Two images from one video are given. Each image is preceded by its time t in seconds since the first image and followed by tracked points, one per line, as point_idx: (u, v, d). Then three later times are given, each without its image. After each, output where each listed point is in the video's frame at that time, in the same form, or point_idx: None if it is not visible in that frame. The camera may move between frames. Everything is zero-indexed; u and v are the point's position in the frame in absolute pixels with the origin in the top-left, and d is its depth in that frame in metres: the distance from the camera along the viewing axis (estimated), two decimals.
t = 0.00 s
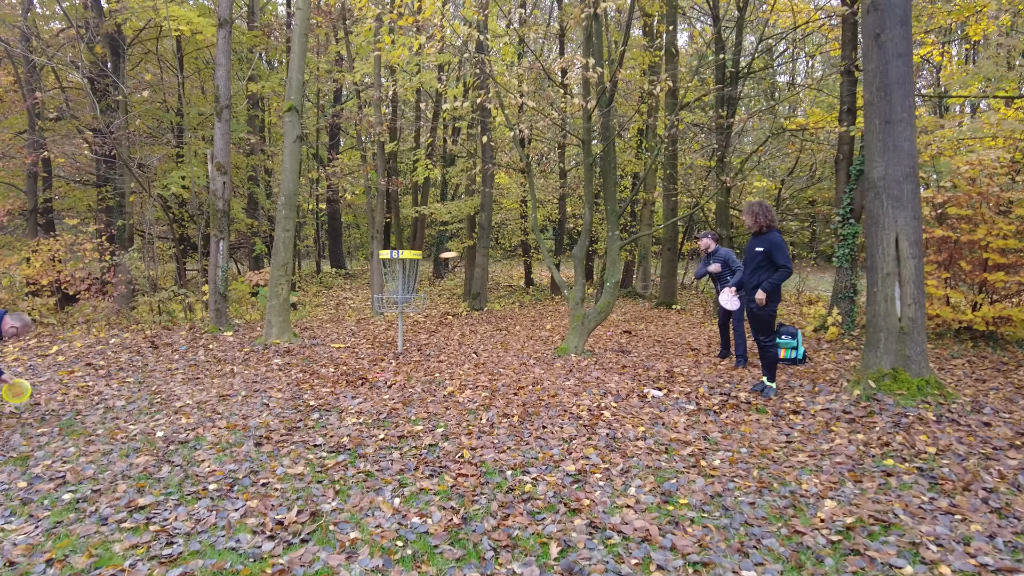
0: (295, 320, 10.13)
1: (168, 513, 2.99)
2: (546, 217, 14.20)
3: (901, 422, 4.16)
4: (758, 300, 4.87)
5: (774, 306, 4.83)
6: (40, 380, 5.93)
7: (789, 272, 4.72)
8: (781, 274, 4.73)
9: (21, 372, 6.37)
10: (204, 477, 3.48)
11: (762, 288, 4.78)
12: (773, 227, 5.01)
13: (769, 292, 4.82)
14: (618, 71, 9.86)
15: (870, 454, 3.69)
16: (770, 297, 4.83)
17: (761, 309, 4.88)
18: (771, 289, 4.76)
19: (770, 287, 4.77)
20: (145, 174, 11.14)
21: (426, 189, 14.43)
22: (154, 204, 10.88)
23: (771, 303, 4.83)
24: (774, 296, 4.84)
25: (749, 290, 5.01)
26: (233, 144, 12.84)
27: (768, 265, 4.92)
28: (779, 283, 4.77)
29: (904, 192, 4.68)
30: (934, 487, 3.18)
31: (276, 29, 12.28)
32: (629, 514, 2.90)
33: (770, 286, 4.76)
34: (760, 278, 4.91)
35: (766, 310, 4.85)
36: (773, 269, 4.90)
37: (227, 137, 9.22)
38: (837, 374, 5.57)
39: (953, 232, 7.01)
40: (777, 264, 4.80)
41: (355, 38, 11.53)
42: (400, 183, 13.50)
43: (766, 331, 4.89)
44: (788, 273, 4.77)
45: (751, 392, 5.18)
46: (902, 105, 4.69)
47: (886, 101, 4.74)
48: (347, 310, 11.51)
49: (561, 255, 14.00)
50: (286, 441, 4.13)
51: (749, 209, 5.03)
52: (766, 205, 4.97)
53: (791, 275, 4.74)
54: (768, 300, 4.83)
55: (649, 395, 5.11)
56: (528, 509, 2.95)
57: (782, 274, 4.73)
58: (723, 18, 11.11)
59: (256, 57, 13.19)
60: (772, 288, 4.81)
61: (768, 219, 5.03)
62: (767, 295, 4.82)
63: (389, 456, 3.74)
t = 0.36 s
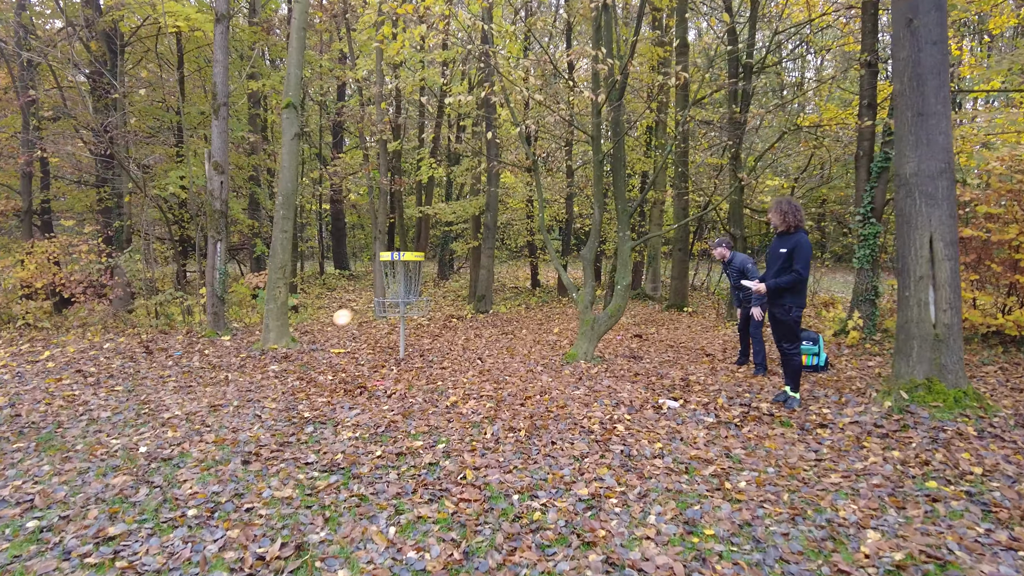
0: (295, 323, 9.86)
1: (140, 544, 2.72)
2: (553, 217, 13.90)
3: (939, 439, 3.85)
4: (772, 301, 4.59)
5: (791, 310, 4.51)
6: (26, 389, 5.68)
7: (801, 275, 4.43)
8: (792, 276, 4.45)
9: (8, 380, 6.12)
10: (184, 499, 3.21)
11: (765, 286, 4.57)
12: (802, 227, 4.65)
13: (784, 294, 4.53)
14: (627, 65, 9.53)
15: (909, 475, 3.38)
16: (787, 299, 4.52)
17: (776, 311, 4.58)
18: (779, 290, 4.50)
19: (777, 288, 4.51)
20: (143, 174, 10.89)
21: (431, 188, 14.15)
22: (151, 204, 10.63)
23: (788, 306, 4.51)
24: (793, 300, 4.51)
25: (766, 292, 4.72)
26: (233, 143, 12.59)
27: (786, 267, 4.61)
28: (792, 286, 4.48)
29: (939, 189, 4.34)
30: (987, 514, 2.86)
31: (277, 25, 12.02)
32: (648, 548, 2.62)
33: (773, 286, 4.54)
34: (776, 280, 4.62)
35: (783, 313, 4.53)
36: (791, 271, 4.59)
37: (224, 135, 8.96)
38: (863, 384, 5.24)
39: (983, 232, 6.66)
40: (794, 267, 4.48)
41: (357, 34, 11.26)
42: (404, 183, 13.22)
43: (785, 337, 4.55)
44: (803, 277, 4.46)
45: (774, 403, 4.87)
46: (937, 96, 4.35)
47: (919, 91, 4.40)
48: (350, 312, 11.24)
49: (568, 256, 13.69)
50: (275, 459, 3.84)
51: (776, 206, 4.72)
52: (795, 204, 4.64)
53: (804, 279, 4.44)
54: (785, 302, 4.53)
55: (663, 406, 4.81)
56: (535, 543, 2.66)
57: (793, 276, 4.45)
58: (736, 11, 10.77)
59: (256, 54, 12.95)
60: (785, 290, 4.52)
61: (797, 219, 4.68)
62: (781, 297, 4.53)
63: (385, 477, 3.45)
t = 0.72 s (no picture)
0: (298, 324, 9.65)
1: (120, 569, 2.50)
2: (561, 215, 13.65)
3: (978, 449, 3.60)
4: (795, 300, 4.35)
5: (817, 310, 4.25)
6: (17, 394, 5.48)
7: (828, 273, 4.19)
8: (818, 273, 4.22)
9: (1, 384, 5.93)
10: (172, 516, 3.00)
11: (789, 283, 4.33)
12: (828, 225, 4.43)
13: (809, 293, 4.28)
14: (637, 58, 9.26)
15: (951, 491, 3.12)
16: (812, 299, 4.27)
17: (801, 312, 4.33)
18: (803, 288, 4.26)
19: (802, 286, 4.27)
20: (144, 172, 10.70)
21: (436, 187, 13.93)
22: (152, 203, 10.45)
23: (814, 306, 4.26)
24: (819, 300, 4.27)
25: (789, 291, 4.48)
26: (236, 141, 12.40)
27: (811, 265, 4.38)
28: (818, 284, 4.23)
29: (977, 182, 4.05)
30: None
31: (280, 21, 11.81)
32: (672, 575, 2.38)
33: (798, 283, 4.30)
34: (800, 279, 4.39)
35: (809, 314, 4.28)
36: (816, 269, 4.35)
37: (225, 132, 8.77)
38: (890, 389, 4.98)
39: (1012, 228, 6.37)
40: (820, 264, 4.25)
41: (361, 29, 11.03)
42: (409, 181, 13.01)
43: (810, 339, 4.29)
44: (830, 275, 4.22)
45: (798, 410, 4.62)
46: (973, 84, 4.06)
47: (953, 79, 4.12)
48: (354, 313, 11.04)
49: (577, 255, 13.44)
50: (270, 471, 3.62)
51: (801, 201, 4.50)
52: (822, 199, 4.42)
53: (831, 277, 4.20)
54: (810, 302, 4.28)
55: (681, 413, 4.57)
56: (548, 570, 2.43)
57: (820, 274, 4.21)
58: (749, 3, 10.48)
59: (259, 51, 12.75)
60: (811, 289, 4.27)
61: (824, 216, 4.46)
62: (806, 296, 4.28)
63: (386, 491, 3.23)
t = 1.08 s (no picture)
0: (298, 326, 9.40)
1: None
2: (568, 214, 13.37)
3: None
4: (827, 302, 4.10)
5: (851, 313, 4.00)
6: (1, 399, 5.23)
7: (864, 273, 3.94)
8: (853, 273, 3.96)
9: None
10: (152, 539, 2.74)
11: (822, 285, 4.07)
12: (862, 222, 4.20)
13: (842, 295, 4.03)
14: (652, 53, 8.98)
15: (1008, 513, 2.83)
16: (845, 301, 4.02)
17: (832, 314, 4.08)
18: (838, 290, 4.01)
19: (836, 287, 4.01)
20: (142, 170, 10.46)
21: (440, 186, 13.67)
22: (150, 201, 10.21)
23: (847, 309, 4.02)
24: (852, 302, 4.02)
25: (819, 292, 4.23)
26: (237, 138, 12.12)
27: (845, 265, 4.13)
28: (852, 286, 3.98)
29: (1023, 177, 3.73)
30: None
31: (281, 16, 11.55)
32: None
33: (832, 286, 4.04)
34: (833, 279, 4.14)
35: (841, 317, 4.03)
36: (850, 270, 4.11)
37: (223, 128, 8.52)
38: (921, 397, 4.69)
39: None
40: (854, 264, 4.00)
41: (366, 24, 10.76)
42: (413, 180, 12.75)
43: (841, 343, 4.04)
44: (865, 276, 3.96)
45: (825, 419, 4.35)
46: (1018, 71, 3.75)
47: (996, 66, 3.81)
48: (356, 315, 10.78)
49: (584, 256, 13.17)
50: (262, 487, 3.36)
51: (833, 197, 4.26)
52: (855, 195, 4.18)
53: (866, 278, 3.95)
54: (842, 304, 4.03)
55: (701, 424, 4.30)
56: None
57: (855, 274, 3.96)
58: None
59: (260, 46, 12.49)
60: (844, 290, 4.02)
61: (857, 213, 4.22)
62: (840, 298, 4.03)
63: (387, 512, 2.98)
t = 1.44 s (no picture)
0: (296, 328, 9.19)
1: None
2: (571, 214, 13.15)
3: None
4: (856, 306, 3.89)
5: (881, 319, 3.80)
6: None
7: (900, 277, 3.70)
8: (888, 276, 3.72)
9: None
10: (130, 566, 2.52)
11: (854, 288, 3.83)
12: (891, 223, 3.98)
13: (873, 299, 3.81)
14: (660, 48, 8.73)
15: None
16: (876, 307, 3.81)
17: (861, 320, 3.87)
18: (870, 294, 3.77)
19: (869, 291, 3.77)
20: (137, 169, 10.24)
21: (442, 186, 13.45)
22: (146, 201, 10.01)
23: (878, 315, 3.80)
24: (882, 308, 3.81)
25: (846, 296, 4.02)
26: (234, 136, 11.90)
27: (876, 268, 3.90)
28: (887, 291, 3.75)
29: None
30: None
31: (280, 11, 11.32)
32: None
33: (866, 291, 3.79)
34: (864, 283, 3.91)
35: (871, 323, 3.82)
36: (881, 273, 3.88)
37: (219, 126, 8.30)
38: (946, 407, 4.46)
39: None
40: (888, 267, 3.77)
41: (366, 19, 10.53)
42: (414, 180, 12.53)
43: (870, 351, 3.85)
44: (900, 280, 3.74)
45: (846, 430, 4.14)
46: None
47: None
48: (356, 317, 10.57)
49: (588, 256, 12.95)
50: (252, 506, 3.14)
51: (861, 197, 4.03)
52: (882, 195, 3.96)
53: (902, 282, 3.71)
54: (872, 309, 3.82)
55: (717, 436, 4.08)
56: None
57: (889, 277, 3.72)
58: None
59: (258, 43, 12.27)
60: (877, 295, 3.80)
61: (885, 214, 4.00)
62: (870, 303, 3.81)
63: (385, 535, 2.77)
